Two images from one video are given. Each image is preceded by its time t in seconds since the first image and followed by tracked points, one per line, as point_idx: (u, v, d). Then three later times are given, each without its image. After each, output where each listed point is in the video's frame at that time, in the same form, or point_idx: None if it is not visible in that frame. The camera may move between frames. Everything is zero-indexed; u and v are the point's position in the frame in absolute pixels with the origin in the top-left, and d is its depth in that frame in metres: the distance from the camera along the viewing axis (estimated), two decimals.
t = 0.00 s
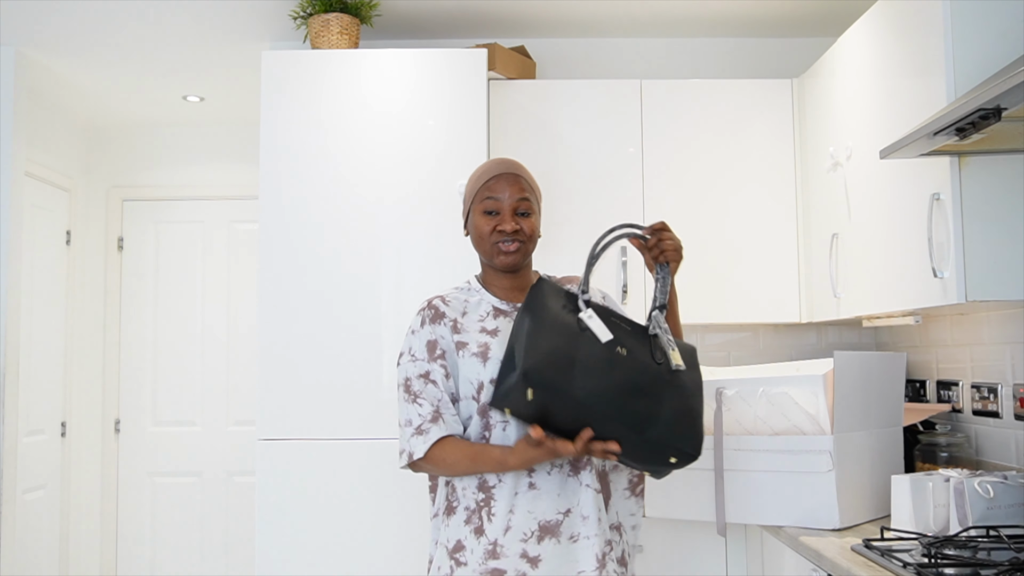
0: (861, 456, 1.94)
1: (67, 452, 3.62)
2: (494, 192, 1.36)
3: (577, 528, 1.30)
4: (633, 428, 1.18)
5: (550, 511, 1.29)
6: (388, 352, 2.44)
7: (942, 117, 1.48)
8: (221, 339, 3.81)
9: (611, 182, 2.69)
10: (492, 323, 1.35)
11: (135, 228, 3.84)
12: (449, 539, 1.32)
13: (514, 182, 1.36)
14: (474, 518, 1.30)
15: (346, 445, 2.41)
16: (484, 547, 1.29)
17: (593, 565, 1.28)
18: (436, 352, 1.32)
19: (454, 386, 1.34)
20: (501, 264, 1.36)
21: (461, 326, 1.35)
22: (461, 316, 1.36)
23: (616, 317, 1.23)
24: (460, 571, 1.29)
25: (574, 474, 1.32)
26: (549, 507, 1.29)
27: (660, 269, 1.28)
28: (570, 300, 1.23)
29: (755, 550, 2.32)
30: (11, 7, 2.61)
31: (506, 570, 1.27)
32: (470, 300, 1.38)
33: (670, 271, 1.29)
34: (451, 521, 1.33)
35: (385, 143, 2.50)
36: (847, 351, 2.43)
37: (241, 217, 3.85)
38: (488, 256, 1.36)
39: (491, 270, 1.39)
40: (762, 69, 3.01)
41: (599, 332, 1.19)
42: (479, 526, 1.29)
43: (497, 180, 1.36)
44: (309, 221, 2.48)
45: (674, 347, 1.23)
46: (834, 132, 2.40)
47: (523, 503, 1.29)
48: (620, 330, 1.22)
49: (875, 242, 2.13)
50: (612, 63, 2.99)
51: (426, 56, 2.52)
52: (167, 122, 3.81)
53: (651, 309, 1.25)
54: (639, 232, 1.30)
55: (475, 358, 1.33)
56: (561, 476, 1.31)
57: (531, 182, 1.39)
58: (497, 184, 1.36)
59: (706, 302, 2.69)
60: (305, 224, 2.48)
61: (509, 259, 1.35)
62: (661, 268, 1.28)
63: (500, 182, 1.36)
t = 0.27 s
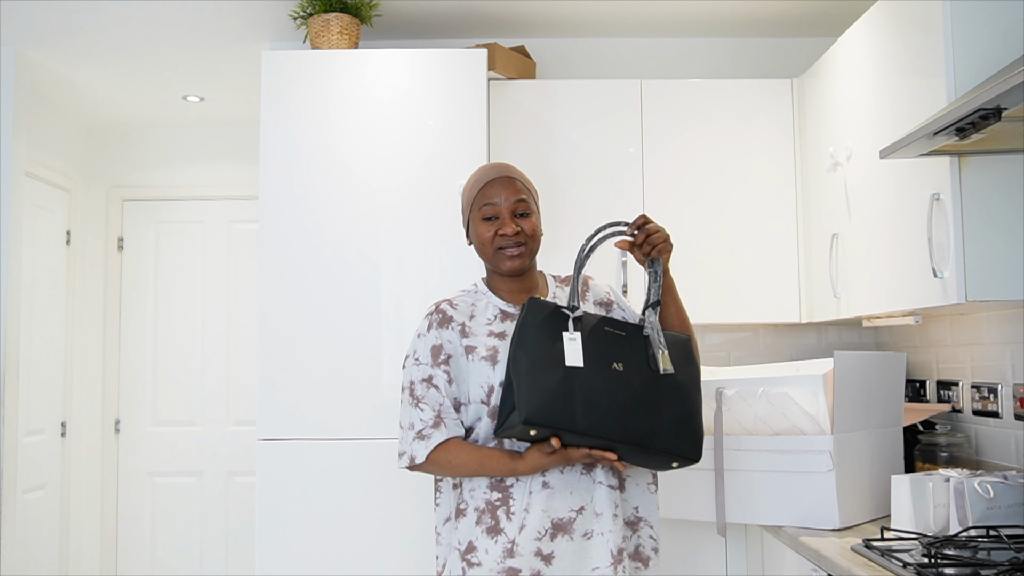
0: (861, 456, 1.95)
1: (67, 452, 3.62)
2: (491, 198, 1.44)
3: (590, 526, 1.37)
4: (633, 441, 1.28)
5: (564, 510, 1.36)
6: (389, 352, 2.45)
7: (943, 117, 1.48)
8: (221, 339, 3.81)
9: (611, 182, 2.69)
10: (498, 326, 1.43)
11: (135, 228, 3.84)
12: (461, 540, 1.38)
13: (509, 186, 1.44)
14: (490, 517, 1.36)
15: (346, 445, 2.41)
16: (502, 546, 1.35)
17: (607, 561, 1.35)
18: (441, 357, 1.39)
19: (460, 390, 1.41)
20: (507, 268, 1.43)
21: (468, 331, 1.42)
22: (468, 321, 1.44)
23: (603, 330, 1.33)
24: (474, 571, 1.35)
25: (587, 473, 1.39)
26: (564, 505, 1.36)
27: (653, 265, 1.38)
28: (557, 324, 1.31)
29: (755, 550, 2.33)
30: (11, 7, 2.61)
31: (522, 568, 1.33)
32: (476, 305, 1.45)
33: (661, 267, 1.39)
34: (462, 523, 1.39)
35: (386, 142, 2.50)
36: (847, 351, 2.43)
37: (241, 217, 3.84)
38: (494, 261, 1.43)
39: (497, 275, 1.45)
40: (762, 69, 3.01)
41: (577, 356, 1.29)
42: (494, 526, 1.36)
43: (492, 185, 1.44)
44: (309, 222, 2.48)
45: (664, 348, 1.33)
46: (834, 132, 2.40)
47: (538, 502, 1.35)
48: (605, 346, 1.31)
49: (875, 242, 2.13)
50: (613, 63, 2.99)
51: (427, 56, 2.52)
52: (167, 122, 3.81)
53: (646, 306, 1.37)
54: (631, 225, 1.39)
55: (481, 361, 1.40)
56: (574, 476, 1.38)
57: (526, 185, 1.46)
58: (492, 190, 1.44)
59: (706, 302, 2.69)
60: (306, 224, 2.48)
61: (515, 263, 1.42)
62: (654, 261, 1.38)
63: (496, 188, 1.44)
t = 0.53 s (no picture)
0: (861, 456, 1.95)
1: (67, 452, 3.63)
2: (510, 199, 1.47)
3: (595, 528, 1.40)
4: (639, 455, 1.31)
5: (569, 510, 1.39)
6: (389, 351, 2.44)
7: (943, 117, 1.48)
8: (221, 339, 3.81)
9: (611, 182, 2.69)
10: (511, 327, 1.46)
11: (135, 228, 3.84)
12: (468, 539, 1.42)
13: (529, 188, 1.47)
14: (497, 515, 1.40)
15: (346, 445, 2.41)
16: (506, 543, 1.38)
17: (611, 563, 1.39)
18: (452, 356, 1.44)
19: (470, 389, 1.46)
20: (521, 269, 1.46)
21: (479, 331, 1.47)
22: (481, 321, 1.48)
23: (618, 344, 1.35)
24: (479, 570, 1.39)
25: (593, 474, 1.41)
26: (569, 506, 1.39)
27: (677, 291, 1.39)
28: (575, 332, 1.34)
29: (755, 550, 2.33)
30: (11, 7, 2.61)
31: (529, 566, 1.36)
32: (490, 306, 1.49)
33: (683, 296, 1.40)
34: (469, 522, 1.43)
35: (386, 141, 2.50)
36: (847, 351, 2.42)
37: (240, 217, 3.84)
38: (509, 261, 1.46)
39: (512, 275, 1.48)
40: (762, 69, 3.01)
41: (593, 367, 1.32)
42: (501, 523, 1.39)
43: (512, 186, 1.48)
44: (309, 222, 2.48)
45: (677, 370, 1.36)
46: (834, 132, 2.40)
47: (544, 501, 1.38)
48: (620, 360, 1.34)
49: (875, 242, 2.12)
50: (613, 63, 2.99)
51: (427, 56, 2.52)
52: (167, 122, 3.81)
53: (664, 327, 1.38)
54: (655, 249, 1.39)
55: (490, 361, 1.44)
56: (581, 477, 1.41)
57: (546, 188, 1.50)
58: (512, 191, 1.47)
59: (706, 302, 2.69)
60: (306, 224, 2.48)
61: (529, 262, 1.45)
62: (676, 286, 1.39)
63: (516, 189, 1.47)
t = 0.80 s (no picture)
0: (861, 456, 1.95)
1: (67, 451, 3.63)
2: (518, 208, 1.48)
3: (590, 531, 1.40)
4: (626, 459, 1.32)
5: (564, 513, 1.40)
6: (389, 352, 2.44)
7: (943, 118, 1.48)
8: (221, 339, 3.81)
9: (611, 182, 2.69)
10: (512, 333, 1.48)
11: (135, 228, 3.84)
12: (470, 539, 1.44)
13: (538, 198, 1.47)
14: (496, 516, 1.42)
15: (346, 445, 2.41)
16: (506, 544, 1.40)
17: (605, 566, 1.39)
18: (455, 360, 1.46)
19: (473, 393, 1.48)
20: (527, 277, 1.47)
21: (481, 336, 1.48)
22: (483, 325, 1.49)
23: (616, 348, 1.37)
24: (480, 570, 1.41)
25: (589, 478, 1.42)
26: (565, 508, 1.40)
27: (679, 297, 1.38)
28: (570, 334, 1.36)
29: (755, 550, 2.33)
30: (10, 7, 2.61)
31: (524, 567, 1.38)
32: (493, 311, 1.51)
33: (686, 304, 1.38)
34: (472, 522, 1.45)
35: (386, 141, 2.50)
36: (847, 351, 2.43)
37: (240, 217, 3.84)
38: (516, 269, 1.47)
39: (519, 283, 1.50)
40: (763, 69, 3.01)
41: (589, 370, 1.35)
42: (500, 524, 1.41)
43: (521, 196, 1.48)
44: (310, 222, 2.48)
45: (675, 377, 1.35)
46: (834, 132, 2.40)
47: (540, 503, 1.40)
48: (615, 364, 1.36)
49: (875, 242, 2.12)
50: (612, 63, 2.99)
51: (426, 56, 2.52)
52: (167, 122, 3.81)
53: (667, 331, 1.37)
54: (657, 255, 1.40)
55: (491, 366, 1.46)
56: (576, 480, 1.41)
57: (555, 197, 1.50)
58: (521, 200, 1.48)
59: (706, 302, 2.69)
60: (306, 224, 2.48)
61: (535, 271, 1.46)
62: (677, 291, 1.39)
63: (525, 198, 1.48)
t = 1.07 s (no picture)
0: (861, 456, 1.95)
1: (67, 452, 3.63)
2: (507, 213, 1.47)
3: (574, 532, 1.41)
4: (604, 472, 1.30)
5: (547, 514, 1.41)
6: (388, 351, 2.44)
7: (942, 117, 1.48)
8: (221, 339, 3.81)
9: (611, 182, 2.69)
10: (499, 334, 1.49)
11: (135, 228, 3.84)
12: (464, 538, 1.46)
13: (527, 205, 1.46)
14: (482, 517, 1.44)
15: (346, 445, 2.41)
16: (494, 544, 1.42)
17: (589, 567, 1.39)
18: (446, 362, 1.50)
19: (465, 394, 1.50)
20: (514, 283, 1.47)
21: (469, 337, 1.50)
22: (473, 327, 1.51)
23: (609, 361, 1.35)
24: (471, 568, 1.42)
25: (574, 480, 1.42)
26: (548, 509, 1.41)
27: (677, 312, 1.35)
28: (565, 343, 1.36)
29: (755, 550, 2.33)
30: (10, 7, 2.61)
31: (508, 567, 1.39)
32: (484, 312, 1.52)
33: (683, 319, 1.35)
34: (467, 521, 1.47)
35: (386, 141, 2.50)
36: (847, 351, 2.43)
37: (241, 217, 3.85)
38: (503, 274, 1.47)
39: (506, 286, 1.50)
40: (762, 70, 3.01)
41: (580, 381, 1.33)
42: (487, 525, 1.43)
43: (511, 201, 1.47)
44: (309, 222, 2.48)
45: (668, 395, 1.32)
46: (834, 132, 2.40)
47: (524, 504, 1.41)
48: (606, 377, 1.34)
49: (875, 241, 2.12)
50: (612, 63, 2.99)
51: (427, 56, 2.52)
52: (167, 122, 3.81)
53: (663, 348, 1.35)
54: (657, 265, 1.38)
55: (476, 367, 1.47)
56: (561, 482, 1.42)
57: (546, 202, 1.49)
58: (510, 206, 1.47)
59: (706, 302, 2.69)
60: (306, 224, 2.48)
61: (521, 277, 1.46)
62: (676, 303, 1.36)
63: (514, 204, 1.47)
